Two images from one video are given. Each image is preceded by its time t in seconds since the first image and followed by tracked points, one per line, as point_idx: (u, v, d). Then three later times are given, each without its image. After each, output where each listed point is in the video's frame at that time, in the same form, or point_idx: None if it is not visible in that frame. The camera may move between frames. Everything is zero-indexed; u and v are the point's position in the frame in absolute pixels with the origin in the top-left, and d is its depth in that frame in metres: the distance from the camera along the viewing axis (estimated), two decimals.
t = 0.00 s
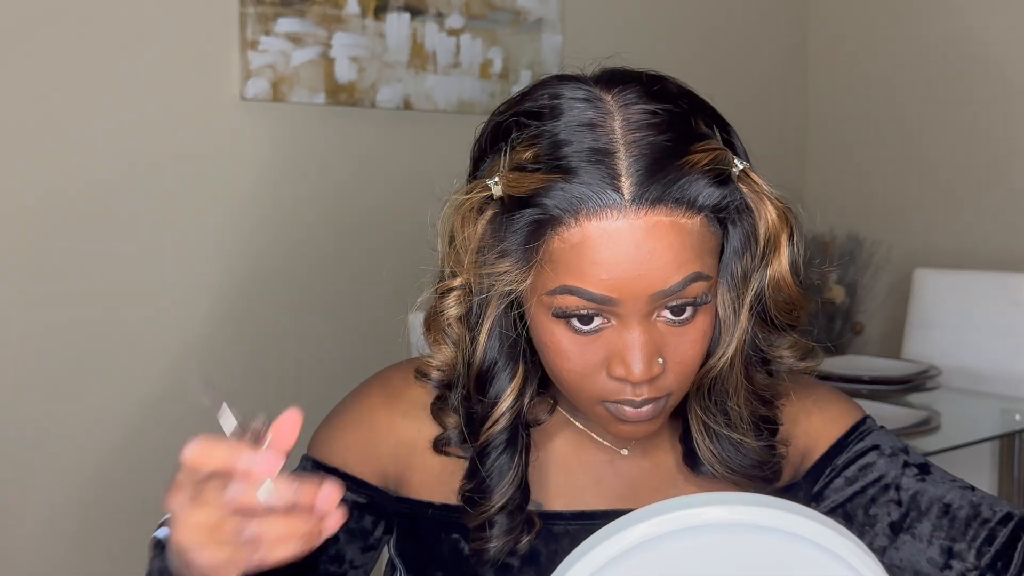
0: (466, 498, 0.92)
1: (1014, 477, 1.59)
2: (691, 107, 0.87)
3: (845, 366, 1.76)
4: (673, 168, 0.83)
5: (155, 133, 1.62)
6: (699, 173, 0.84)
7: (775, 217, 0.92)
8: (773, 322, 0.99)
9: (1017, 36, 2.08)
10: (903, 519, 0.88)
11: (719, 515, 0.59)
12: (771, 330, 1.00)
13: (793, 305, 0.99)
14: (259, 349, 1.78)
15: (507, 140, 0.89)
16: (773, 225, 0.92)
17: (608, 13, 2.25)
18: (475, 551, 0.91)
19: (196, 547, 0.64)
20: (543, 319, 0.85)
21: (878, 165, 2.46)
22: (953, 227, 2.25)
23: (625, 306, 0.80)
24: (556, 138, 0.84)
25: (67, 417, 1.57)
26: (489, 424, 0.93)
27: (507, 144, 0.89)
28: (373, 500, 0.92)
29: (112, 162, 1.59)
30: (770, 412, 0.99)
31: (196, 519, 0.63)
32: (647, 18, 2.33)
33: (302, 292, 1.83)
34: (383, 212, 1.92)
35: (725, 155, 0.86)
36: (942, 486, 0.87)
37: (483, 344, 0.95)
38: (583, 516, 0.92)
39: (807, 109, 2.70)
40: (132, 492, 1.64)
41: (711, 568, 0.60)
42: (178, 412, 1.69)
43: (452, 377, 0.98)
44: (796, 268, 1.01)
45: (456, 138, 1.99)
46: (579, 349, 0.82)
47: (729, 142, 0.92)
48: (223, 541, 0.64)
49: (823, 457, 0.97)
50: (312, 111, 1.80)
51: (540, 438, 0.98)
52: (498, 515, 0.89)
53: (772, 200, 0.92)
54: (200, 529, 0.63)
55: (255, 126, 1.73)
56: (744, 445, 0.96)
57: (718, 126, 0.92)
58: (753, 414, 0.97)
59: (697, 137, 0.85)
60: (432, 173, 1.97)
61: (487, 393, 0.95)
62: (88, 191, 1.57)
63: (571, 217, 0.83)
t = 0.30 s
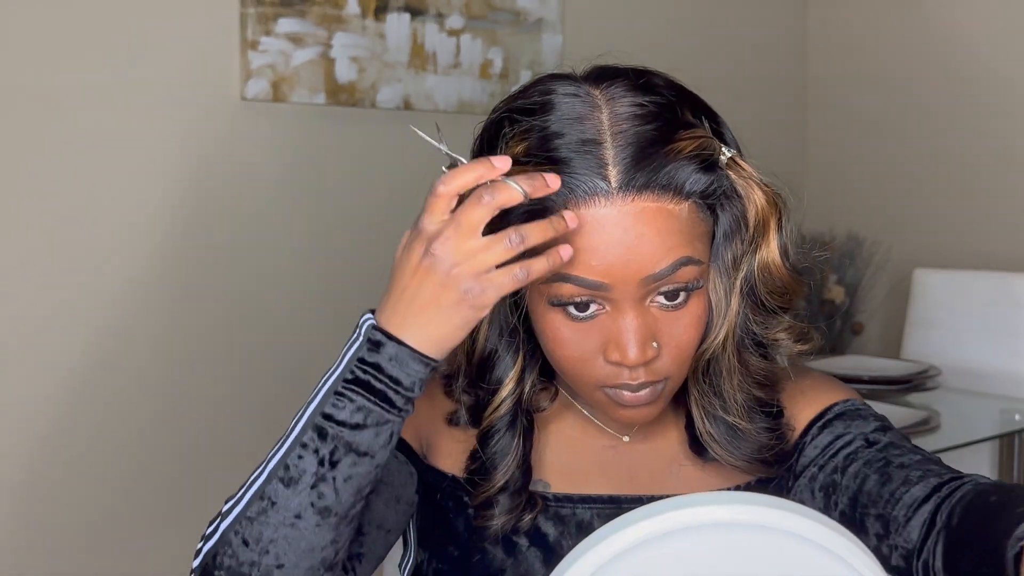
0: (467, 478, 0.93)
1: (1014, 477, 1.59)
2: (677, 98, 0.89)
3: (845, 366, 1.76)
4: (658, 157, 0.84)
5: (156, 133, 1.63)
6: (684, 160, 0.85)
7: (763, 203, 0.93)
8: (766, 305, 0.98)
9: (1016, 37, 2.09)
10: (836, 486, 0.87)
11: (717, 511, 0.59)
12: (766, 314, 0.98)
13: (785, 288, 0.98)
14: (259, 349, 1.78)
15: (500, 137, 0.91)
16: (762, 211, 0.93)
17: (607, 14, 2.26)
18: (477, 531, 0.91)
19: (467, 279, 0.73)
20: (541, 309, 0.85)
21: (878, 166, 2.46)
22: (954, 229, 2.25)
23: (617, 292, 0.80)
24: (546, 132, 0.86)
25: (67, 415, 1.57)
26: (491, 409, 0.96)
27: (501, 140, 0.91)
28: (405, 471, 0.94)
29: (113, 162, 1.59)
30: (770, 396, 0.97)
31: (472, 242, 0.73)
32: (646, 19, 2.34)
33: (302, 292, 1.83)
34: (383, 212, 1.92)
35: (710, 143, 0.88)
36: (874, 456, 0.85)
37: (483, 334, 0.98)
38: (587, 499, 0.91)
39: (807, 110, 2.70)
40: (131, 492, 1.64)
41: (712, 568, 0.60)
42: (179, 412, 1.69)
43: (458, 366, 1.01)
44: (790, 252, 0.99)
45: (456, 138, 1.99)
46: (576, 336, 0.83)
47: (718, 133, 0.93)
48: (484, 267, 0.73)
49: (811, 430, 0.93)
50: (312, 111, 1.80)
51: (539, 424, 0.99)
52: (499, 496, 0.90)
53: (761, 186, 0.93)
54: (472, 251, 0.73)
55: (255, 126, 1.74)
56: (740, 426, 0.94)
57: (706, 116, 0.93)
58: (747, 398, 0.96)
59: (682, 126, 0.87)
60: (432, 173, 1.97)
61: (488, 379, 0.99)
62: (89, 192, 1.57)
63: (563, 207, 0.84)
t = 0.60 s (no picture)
0: (463, 467, 0.91)
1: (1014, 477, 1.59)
2: (678, 92, 0.88)
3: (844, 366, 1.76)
4: (658, 146, 0.84)
5: (155, 133, 1.63)
6: (682, 151, 0.85)
7: (758, 200, 0.93)
8: (760, 301, 0.98)
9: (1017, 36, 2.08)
10: (844, 510, 0.87)
11: (716, 510, 0.59)
12: (760, 309, 0.98)
13: (778, 284, 0.98)
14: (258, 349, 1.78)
15: (499, 125, 0.91)
16: (755, 206, 0.93)
17: (607, 13, 2.25)
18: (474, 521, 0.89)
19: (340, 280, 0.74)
20: (535, 296, 0.85)
21: (878, 166, 2.46)
22: (954, 229, 2.25)
23: (612, 279, 0.80)
24: (545, 119, 0.86)
25: (66, 417, 1.56)
26: (485, 397, 0.94)
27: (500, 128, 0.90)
28: (387, 478, 0.89)
29: (113, 162, 1.59)
30: (762, 392, 0.97)
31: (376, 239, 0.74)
32: (646, 19, 2.34)
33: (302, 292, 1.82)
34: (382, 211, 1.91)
35: (709, 136, 0.88)
36: (888, 489, 0.85)
37: (479, 319, 0.97)
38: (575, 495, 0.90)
39: (806, 111, 2.70)
40: (130, 492, 1.64)
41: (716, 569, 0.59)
42: (179, 413, 1.69)
43: (447, 352, 0.99)
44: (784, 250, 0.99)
45: (455, 138, 1.99)
46: (570, 323, 0.83)
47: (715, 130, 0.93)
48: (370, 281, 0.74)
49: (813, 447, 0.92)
50: (311, 111, 1.80)
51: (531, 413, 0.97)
52: (495, 483, 0.88)
53: (757, 184, 0.93)
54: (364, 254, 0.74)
55: (254, 125, 1.73)
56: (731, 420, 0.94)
57: (705, 113, 0.92)
58: (740, 392, 0.97)
59: (682, 118, 0.87)
60: (432, 173, 1.97)
61: (483, 367, 0.97)
62: (91, 192, 1.57)
63: (560, 195, 0.84)
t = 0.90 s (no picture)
0: (455, 462, 0.91)
1: (1014, 476, 1.59)
2: (687, 96, 0.88)
3: (845, 366, 1.76)
4: (666, 147, 0.83)
5: (155, 133, 1.63)
6: (690, 154, 0.84)
7: (764, 205, 0.92)
8: (763, 308, 0.97)
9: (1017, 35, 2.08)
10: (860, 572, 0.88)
11: (723, 510, 0.57)
12: (762, 315, 0.98)
13: (780, 291, 0.98)
14: (259, 349, 1.78)
15: (507, 120, 0.90)
16: (762, 212, 0.92)
17: (607, 13, 2.25)
18: (462, 523, 0.88)
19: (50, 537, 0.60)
20: (538, 295, 0.84)
21: (878, 165, 2.46)
22: (954, 229, 2.25)
23: (616, 280, 0.80)
24: (553, 117, 0.85)
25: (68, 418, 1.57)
26: (481, 395, 0.93)
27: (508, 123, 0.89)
28: (372, 515, 0.89)
29: (112, 162, 1.59)
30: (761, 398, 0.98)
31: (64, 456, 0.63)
32: (646, 19, 2.34)
33: (303, 293, 1.82)
34: (382, 211, 1.91)
35: (717, 141, 0.87)
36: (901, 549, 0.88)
37: (480, 314, 0.94)
38: (579, 509, 0.89)
39: (806, 110, 2.70)
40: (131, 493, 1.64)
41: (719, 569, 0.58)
42: (179, 413, 1.69)
43: (447, 353, 0.99)
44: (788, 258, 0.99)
45: (456, 138, 1.99)
46: (572, 323, 0.82)
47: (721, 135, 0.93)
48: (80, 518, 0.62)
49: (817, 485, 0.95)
50: (312, 112, 1.80)
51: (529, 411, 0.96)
52: (484, 481, 0.88)
53: (764, 190, 0.92)
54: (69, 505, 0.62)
55: (254, 126, 1.74)
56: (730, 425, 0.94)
57: (711, 118, 0.92)
58: (741, 398, 0.96)
59: (691, 122, 0.86)
60: (433, 173, 1.97)
61: (479, 364, 0.96)
62: (91, 192, 1.57)
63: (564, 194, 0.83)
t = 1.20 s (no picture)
0: (472, 488, 0.85)
1: (1014, 477, 1.59)
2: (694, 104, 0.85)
3: (845, 366, 1.76)
4: (690, 156, 0.80)
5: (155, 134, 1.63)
6: (712, 164, 0.81)
7: (769, 211, 0.90)
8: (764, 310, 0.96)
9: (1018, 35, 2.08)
10: None
11: (724, 509, 0.54)
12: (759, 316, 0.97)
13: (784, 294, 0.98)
14: (259, 349, 1.78)
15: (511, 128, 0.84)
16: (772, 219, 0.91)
17: (607, 13, 2.25)
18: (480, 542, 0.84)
19: None
20: (559, 309, 0.79)
21: (878, 165, 2.46)
22: (954, 228, 2.25)
23: (646, 295, 0.76)
24: (571, 124, 0.79)
25: (68, 419, 1.57)
26: (500, 421, 0.86)
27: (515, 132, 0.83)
28: (371, 536, 0.86)
29: (112, 162, 1.59)
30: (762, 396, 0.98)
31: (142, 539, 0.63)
32: (645, 19, 2.34)
33: (303, 293, 1.82)
34: (382, 211, 1.91)
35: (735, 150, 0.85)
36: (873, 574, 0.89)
37: (505, 336, 0.85)
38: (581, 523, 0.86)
39: (807, 109, 2.70)
40: (131, 493, 1.64)
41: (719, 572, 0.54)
42: (179, 414, 1.69)
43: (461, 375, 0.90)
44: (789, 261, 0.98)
45: (456, 138, 1.99)
46: (596, 341, 0.77)
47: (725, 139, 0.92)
48: None
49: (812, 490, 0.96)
50: (312, 111, 1.80)
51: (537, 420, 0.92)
52: (508, 506, 0.84)
53: (766, 198, 0.90)
54: None
55: (254, 126, 1.73)
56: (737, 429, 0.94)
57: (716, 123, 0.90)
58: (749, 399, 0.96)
59: (710, 129, 0.83)
60: (434, 173, 1.97)
61: (499, 388, 0.87)
62: (92, 193, 1.57)
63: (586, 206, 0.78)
